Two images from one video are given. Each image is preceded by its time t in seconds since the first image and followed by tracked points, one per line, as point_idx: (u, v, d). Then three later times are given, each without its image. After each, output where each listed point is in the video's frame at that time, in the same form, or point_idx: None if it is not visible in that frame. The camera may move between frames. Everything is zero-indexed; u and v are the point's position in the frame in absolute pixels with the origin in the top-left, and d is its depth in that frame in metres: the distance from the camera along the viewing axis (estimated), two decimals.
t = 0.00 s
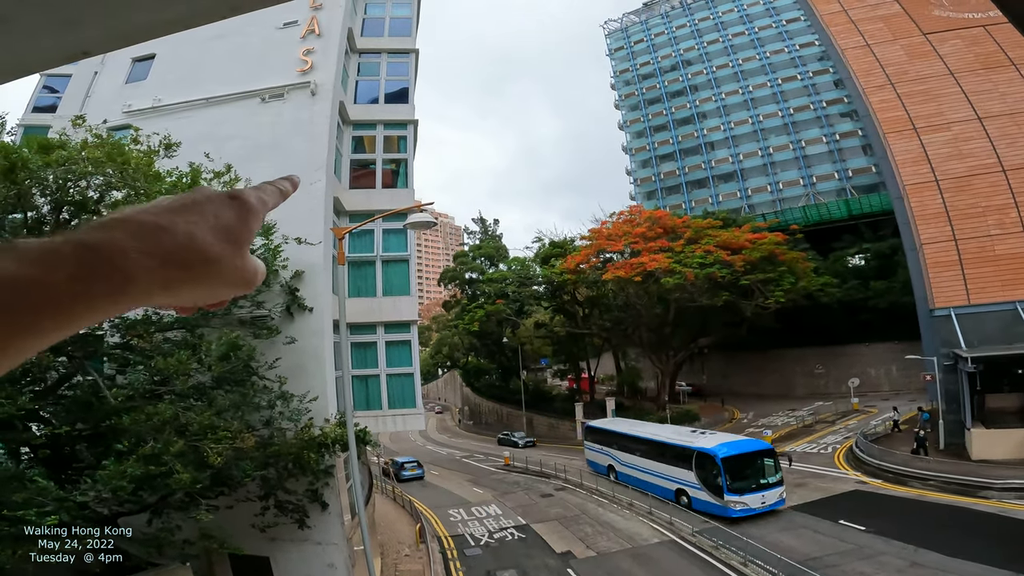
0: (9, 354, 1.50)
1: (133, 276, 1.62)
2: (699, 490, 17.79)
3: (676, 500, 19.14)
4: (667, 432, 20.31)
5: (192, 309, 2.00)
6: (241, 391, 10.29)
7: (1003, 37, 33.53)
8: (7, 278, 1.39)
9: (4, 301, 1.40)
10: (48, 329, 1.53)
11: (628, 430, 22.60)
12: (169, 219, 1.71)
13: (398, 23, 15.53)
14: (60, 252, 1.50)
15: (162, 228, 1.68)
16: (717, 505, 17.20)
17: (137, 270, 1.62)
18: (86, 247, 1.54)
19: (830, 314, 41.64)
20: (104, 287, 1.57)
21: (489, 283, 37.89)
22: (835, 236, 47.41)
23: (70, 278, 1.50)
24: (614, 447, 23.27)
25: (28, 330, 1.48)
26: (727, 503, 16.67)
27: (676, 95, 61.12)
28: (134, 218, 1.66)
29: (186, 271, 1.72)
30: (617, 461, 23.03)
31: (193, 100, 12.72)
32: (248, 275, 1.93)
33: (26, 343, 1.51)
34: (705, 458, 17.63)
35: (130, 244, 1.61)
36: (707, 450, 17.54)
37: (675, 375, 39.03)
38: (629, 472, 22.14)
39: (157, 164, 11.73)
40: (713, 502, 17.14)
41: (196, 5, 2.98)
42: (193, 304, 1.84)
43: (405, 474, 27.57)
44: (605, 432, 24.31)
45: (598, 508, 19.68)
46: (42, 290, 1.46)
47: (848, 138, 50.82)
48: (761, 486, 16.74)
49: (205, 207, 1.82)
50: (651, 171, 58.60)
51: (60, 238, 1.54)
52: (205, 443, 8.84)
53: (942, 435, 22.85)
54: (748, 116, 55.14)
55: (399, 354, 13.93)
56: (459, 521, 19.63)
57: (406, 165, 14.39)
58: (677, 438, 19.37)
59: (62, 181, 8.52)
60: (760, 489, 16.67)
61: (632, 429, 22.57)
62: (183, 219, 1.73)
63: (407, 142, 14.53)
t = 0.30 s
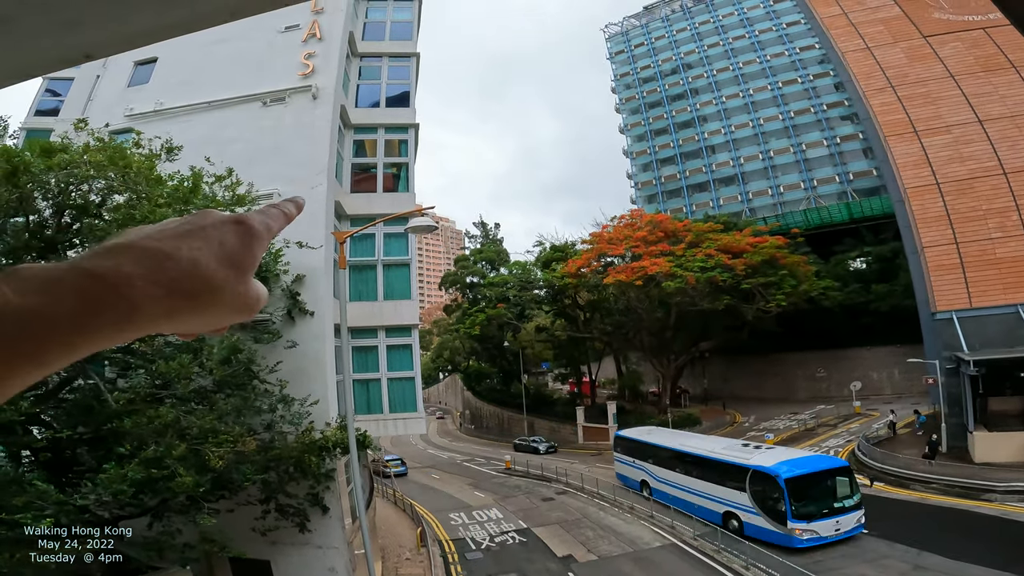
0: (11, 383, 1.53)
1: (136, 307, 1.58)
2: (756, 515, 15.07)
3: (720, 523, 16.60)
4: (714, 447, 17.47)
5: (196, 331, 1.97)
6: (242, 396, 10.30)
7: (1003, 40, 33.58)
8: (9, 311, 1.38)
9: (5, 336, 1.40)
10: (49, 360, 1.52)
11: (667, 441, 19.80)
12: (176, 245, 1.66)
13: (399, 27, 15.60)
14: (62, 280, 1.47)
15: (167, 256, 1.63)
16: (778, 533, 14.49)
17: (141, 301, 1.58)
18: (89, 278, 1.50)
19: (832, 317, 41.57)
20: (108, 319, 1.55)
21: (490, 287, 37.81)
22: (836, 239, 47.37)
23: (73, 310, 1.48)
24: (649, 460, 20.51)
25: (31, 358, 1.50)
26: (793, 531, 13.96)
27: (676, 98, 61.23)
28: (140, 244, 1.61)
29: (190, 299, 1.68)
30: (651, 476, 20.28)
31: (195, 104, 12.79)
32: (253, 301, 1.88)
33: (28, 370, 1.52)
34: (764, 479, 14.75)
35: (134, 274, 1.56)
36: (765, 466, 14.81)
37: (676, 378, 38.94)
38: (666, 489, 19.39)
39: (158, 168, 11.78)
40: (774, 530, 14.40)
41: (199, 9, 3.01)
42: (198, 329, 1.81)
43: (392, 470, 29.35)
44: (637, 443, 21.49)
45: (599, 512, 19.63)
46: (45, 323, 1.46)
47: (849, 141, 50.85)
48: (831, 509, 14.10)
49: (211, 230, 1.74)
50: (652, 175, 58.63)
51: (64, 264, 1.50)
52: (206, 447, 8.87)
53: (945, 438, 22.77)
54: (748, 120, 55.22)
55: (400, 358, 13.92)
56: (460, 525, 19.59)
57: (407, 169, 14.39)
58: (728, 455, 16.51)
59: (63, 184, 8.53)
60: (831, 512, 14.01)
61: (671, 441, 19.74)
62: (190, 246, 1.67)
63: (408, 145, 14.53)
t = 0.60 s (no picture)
0: (36, 379, 1.69)
1: (138, 313, 1.64)
2: (818, 540, 12.80)
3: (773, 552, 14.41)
4: (760, 459, 15.15)
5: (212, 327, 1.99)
6: (243, 398, 10.32)
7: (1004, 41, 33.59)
8: (13, 320, 1.52)
9: (12, 342, 1.54)
10: (61, 364, 1.65)
11: (703, 453, 17.39)
12: (176, 250, 1.66)
13: (400, 30, 15.64)
14: (64, 287, 1.57)
15: (164, 262, 1.64)
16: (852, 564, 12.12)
17: (140, 310, 1.64)
18: (90, 287, 1.58)
19: (833, 320, 41.50)
20: (110, 325, 1.63)
21: (490, 290, 37.65)
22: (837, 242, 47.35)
23: (78, 318, 1.58)
24: (682, 474, 18.07)
25: (42, 361, 1.62)
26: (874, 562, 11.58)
27: (677, 101, 61.31)
28: (138, 250, 1.63)
29: (192, 304, 1.68)
30: (686, 493, 17.87)
31: (196, 106, 12.81)
32: (262, 300, 1.84)
33: (44, 370, 1.65)
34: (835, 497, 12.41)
35: (135, 281, 1.61)
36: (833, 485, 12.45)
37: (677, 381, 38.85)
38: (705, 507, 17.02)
39: (160, 170, 11.82)
40: (845, 559, 12.09)
41: (202, 11, 3.02)
42: (212, 327, 1.84)
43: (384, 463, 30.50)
44: (667, 454, 19.03)
45: (601, 515, 19.58)
46: (48, 329, 1.56)
47: (850, 143, 50.84)
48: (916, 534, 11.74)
49: (212, 233, 1.70)
50: (652, 178, 58.63)
51: (66, 270, 1.58)
52: (207, 450, 8.92)
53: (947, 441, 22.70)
54: (748, 122, 55.26)
55: (400, 361, 13.92)
56: (461, 528, 19.57)
57: (407, 172, 14.40)
58: (781, 470, 14.16)
59: (65, 187, 8.54)
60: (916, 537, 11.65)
61: (707, 452, 17.33)
62: (188, 254, 1.66)
63: (409, 148, 14.53)
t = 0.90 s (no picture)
0: (31, 385, 1.62)
1: (139, 313, 1.60)
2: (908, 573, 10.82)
3: None
4: (829, 478, 13.15)
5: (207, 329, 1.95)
6: (245, 401, 10.35)
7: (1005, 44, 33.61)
8: (10, 320, 1.46)
9: (7, 343, 1.47)
10: (58, 366, 1.59)
11: (751, 467, 15.37)
12: (176, 247, 1.64)
13: (401, 33, 15.67)
14: (63, 288, 1.52)
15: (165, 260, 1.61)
16: None
17: (141, 309, 1.60)
18: (91, 287, 1.54)
19: (835, 322, 41.44)
20: (111, 325, 1.58)
21: (492, 293, 37.57)
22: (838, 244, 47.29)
23: (78, 318, 1.52)
24: (726, 491, 16.01)
25: (39, 365, 1.55)
26: None
27: (677, 103, 61.37)
28: (137, 249, 1.61)
29: (194, 303, 1.66)
30: (731, 512, 15.82)
31: (198, 109, 12.86)
32: (263, 297, 1.83)
33: (39, 374, 1.58)
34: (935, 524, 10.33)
35: (136, 280, 1.57)
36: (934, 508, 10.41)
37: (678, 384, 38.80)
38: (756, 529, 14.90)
39: (162, 173, 11.86)
40: None
41: (204, 14, 3.02)
42: (212, 328, 1.81)
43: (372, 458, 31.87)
44: (707, 468, 16.95)
45: (602, 517, 19.55)
46: (47, 330, 1.50)
47: (851, 145, 50.87)
48: None
49: (213, 231, 1.71)
50: (654, 181, 58.58)
51: (63, 270, 1.54)
52: (209, 453, 8.95)
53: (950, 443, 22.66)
54: (749, 124, 55.30)
55: (401, 363, 13.94)
56: (462, 530, 19.53)
57: (409, 175, 14.43)
58: (854, 489, 12.23)
59: (68, 190, 8.56)
60: None
61: (756, 467, 15.32)
62: (190, 252, 1.65)
63: (410, 151, 14.58)
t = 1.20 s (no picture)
0: (33, 370, 1.65)
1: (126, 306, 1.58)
2: None
3: None
4: (915, 498, 11.21)
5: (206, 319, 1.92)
6: (245, 403, 10.38)
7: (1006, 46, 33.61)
8: None
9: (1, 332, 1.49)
10: (54, 353, 1.61)
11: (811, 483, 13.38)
12: (171, 238, 1.61)
13: (402, 36, 15.71)
14: (54, 276, 1.52)
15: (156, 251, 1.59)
16: None
17: (130, 300, 1.59)
18: (83, 279, 1.54)
19: (837, 325, 41.37)
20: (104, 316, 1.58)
21: (493, 295, 37.50)
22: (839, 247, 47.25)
23: (67, 307, 1.52)
24: (779, 511, 13.98)
25: (36, 352, 1.58)
26: None
27: (678, 105, 61.43)
28: (127, 238, 1.59)
29: (186, 294, 1.63)
30: (785, 536, 13.79)
31: (200, 112, 12.90)
32: (260, 291, 1.78)
33: (37, 361, 1.61)
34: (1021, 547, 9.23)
35: (125, 271, 1.55)
36: None
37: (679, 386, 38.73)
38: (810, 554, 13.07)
39: (164, 175, 11.89)
40: None
41: (207, 19, 3.03)
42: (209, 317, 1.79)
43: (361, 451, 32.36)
44: (753, 483, 14.94)
45: (603, 519, 19.50)
46: (37, 318, 1.51)
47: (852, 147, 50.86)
48: None
49: (209, 221, 1.66)
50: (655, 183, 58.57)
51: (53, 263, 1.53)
52: (209, 455, 8.98)
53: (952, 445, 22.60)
54: (750, 126, 55.31)
55: (402, 366, 13.94)
56: (463, 533, 19.50)
57: (410, 178, 14.45)
58: (958, 515, 10.25)
59: (69, 192, 8.58)
60: None
61: (815, 482, 13.36)
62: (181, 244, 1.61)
63: (411, 154, 14.61)
